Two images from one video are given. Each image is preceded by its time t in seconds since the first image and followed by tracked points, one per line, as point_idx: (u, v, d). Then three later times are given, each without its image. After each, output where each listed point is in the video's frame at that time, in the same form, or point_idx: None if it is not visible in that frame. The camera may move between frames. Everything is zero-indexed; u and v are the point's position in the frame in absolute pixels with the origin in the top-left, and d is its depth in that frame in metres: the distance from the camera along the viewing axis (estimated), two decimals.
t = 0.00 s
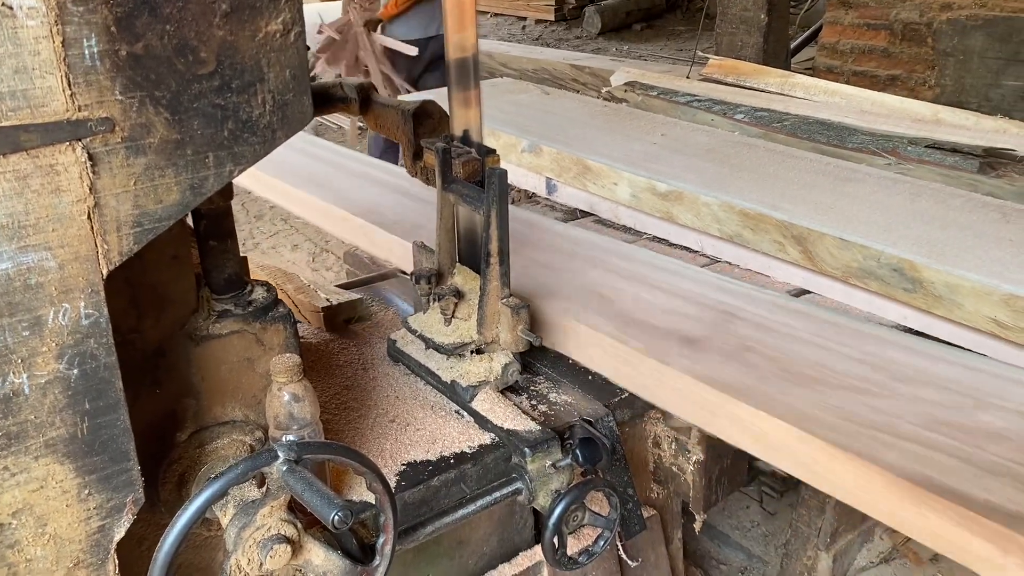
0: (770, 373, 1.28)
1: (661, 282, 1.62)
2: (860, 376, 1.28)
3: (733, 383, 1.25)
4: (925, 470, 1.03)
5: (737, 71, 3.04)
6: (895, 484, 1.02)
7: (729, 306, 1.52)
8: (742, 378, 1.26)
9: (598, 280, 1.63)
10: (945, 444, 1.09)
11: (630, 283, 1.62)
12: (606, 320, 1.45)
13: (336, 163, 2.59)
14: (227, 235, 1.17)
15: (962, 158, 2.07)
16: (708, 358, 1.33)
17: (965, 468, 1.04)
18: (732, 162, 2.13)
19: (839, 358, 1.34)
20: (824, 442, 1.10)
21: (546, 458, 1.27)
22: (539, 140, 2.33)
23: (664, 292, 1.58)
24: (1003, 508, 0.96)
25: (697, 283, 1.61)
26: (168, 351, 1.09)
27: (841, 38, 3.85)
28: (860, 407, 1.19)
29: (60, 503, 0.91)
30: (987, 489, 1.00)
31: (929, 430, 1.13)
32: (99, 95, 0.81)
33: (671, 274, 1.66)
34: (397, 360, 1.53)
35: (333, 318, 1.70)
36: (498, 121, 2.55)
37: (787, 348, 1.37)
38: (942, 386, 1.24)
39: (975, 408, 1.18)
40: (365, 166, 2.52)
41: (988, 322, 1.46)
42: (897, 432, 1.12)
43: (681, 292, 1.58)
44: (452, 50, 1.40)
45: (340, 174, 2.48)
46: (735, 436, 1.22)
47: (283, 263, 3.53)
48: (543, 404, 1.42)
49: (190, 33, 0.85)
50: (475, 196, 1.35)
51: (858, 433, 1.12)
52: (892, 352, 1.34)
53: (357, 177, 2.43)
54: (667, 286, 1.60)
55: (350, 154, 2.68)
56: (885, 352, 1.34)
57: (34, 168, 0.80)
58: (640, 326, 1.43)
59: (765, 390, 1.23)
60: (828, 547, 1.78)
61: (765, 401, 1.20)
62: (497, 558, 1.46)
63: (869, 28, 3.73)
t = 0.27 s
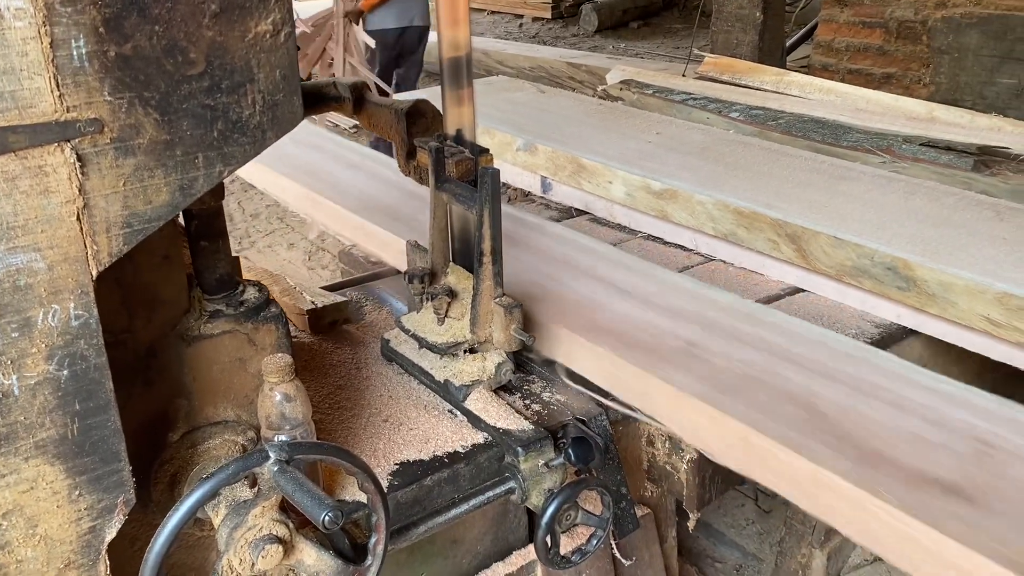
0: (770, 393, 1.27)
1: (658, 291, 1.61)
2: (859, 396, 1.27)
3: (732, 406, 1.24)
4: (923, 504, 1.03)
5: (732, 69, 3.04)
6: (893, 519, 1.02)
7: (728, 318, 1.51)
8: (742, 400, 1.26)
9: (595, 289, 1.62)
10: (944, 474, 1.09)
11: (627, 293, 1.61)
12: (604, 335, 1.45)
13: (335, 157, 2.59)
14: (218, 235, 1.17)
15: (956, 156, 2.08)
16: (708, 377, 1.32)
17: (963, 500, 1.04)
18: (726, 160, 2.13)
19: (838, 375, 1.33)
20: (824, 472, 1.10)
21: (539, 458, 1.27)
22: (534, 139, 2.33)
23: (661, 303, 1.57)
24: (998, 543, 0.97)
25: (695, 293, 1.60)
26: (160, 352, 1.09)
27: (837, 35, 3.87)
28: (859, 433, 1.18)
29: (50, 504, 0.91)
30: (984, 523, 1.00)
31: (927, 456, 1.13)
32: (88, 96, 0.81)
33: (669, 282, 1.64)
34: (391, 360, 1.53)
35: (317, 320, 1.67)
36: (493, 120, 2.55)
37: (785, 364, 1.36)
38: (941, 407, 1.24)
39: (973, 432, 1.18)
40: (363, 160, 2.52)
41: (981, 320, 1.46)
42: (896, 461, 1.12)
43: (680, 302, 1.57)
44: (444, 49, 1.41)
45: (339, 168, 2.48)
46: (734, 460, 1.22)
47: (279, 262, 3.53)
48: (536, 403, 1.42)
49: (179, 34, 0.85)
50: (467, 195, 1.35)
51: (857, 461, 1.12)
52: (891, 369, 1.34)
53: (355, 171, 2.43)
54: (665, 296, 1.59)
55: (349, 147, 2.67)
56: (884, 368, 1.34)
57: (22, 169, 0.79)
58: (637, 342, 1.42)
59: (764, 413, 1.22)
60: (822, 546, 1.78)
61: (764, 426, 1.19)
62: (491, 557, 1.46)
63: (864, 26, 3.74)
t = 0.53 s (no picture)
0: (761, 409, 1.26)
1: (652, 297, 1.59)
2: (852, 410, 1.25)
3: (723, 423, 1.23)
4: (911, 527, 1.02)
5: (728, 66, 3.04)
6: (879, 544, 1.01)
7: (722, 325, 1.48)
8: (732, 416, 1.24)
9: (588, 295, 1.60)
10: (935, 496, 1.08)
11: (620, 299, 1.59)
12: (596, 347, 1.43)
13: (336, 150, 2.58)
14: (208, 234, 1.17)
15: (950, 154, 2.08)
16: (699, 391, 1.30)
17: (953, 524, 1.03)
18: (721, 158, 2.13)
19: (832, 386, 1.31)
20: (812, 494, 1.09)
21: (530, 457, 1.27)
22: (529, 137, 2.33)
23: (655, 310, 1.54)
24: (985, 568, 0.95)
25: (692, 299, 1.57)
26: (149, 351, 1.09)
27: (832, 33, 3.86)
28: (850, 450, 1.16)
29: (38, 503, 0.91)
30: (972, 547, 0.99)
31: (919, 475, 1.11)
32: (73, 95, 0.81)
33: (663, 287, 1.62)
34: (384, 358, 1.53)
35: (301, 322, 1.65)
36: (488, 118, 2.54)
37: (779, 375, 1.34)
38: (936, 421, 1.22)
39: (967, 449, 1.16)
40: (362, 154, 2.51)
41: (973, 317, 1.46)
42: (886, 480, 1.10)
43: (673, 308, 1.54)
44: (435, 48, 1.40)
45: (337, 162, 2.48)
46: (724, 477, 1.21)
47: (275, 259, 3.53)
48: (528, 402, 1.42)
49: (166, 33, 0.85)
50: (458, 194, 1.34)
51: (846, 482, 1.10)
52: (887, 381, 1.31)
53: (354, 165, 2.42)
54: (658, 302, 1.57)
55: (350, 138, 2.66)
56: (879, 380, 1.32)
57: (7, 169, 0.79)
58: (629, 353, 1.41)
59: (754, 431, 1.21)
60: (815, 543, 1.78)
61: (754, 445, 1.18)
62: (484, 555, 1.46)
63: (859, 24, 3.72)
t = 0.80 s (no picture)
0: (754, 412, 1.25)
1: (648, 297, 1.57)
2: (849, 410, 1.24)
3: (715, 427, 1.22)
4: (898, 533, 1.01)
5: (724, 64, 3.04)
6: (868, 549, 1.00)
7: (718, 325, 1.47)
8: (725, 420, 1.23)
9: (584, 295, 1.60)
10: (928, 499, 1.06)
11: (617, 298, 1.57)
12: (594, 349, 1.42)
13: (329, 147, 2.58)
14: (198, 233, 1.17)
15: (944, 152, 2.08)
16: (693, 393, 1.29)
17: (943, 529, 1.01)
18: (715, 156, 2.13)
19: (829, 386, 1.29)
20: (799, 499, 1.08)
21: (521, 455, 1.27)
22: (524, 135, 2.33)
23: (651, 309, 1.53)
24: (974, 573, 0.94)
25: (689, 299, 1.55)
26: (139, 349, 1.09)
27: (828, 31, 3.87)
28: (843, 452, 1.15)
29: (26, 502, 0.91)
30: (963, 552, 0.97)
31: (912, 477, 1.09)
32: (59, 94, 0.81)
33: (659, 286, 1.60)
34: (376, 356, 1.54)
35: (293, 320, 1.65)
36: (483, 115, 2.54)
37: (775, 376, 1.32)
38: (933, 421, 1.20)
39: (965, 448, 1.14)
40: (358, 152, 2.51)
41: (965, 315, 1.46)
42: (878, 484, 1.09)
43: (670, 308, 1.53)
44: (427, 47, 1.40)
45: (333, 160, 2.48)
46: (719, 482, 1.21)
47: (271, 257, 3.53)
48: (520, 400, 1.42)
49: (152, 32, 0.85)
50: (451, 192, 1.33)
51: (844, 486, 1.09)
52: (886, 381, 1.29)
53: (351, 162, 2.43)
54: (654, 302, 1.55)
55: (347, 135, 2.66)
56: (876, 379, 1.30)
57: None
58: (624, 354, 1.40)
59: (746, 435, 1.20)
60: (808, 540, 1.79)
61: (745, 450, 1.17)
62: (476, 553, 1.46)
63: (854, 21, 3.75)
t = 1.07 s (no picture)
0: (750, 411, 1.24)
1: (643, 294, 1.57)
2: (844, 411, 1.23)
3: (711, 426, 1.21)
4: (894, 535, 1.01)
5: (720, 61, 3.04)
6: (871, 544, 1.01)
7: (714, 324, 1.46)
8: (721, 418, 1.23)
9: (583, 294, 1.59)
10: (923, 502, 1.06)
11: (612, 296, 1.57)
12: (591, 350, 1.41)
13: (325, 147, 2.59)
14: (188, 230, 1.19)
15: (939, 149, 2.08)
16: (688, 392, 1.29)
17: (938, 533, 1.02)
18: (710, 153, 2.12)
19: (823, 386, 1.29)
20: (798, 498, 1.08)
21: (512, 450, 1.27)
22: (519, 132, 2.32)
23: (646, 307, 1.53)
24: None
25: (687, 300, 1.54)
26: (129, 346, 1.10)
27: (824, 28, 3.87)
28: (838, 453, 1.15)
29: (14, 497, 0.91)
30: (958, 556, 0.98)
31: (907, 480, 1.10)
32: (45, 89, 0.81)
33: (654, 284, 1.60)
34: (368, 353, 1.54)
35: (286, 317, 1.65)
36: (479, 112, 2.54)
37: (770, 375, 1.32)
38: (927, 423, 1.20)
39: (960, 451, 1.14)
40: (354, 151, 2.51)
41: (959, 311, 1.46)
42: (873, 486, 1.09)
43: (665, 306, 1.52)
44: (419, 44, 1.40)
45: (328, 160, 2.49)
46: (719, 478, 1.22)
47: (268, 254, 3.53)
48: (512, 396, 1.42)
49: (139, 27, 0.84)
50: (443, 188, 1.34)
51: (845, 491, 1.08)
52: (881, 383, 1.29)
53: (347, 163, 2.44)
54: (650, 300, 1.55)
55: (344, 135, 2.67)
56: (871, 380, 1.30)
57: None
58: (620, 352, 1.40)
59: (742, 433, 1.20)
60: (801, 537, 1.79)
61: (740, 449, 1.17)
62: (468, 549, 1.47)
63: (851, 18, 3.75)
